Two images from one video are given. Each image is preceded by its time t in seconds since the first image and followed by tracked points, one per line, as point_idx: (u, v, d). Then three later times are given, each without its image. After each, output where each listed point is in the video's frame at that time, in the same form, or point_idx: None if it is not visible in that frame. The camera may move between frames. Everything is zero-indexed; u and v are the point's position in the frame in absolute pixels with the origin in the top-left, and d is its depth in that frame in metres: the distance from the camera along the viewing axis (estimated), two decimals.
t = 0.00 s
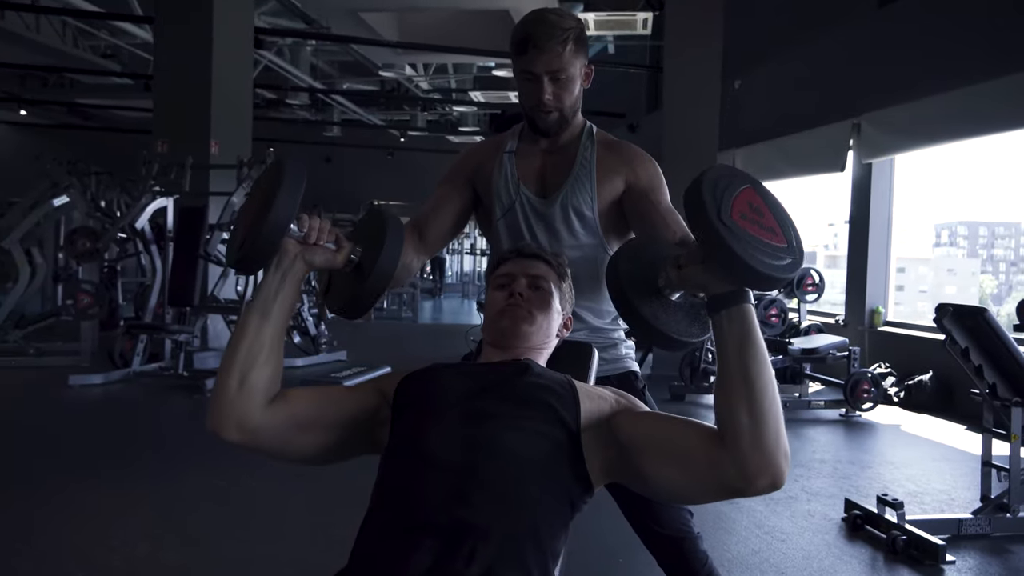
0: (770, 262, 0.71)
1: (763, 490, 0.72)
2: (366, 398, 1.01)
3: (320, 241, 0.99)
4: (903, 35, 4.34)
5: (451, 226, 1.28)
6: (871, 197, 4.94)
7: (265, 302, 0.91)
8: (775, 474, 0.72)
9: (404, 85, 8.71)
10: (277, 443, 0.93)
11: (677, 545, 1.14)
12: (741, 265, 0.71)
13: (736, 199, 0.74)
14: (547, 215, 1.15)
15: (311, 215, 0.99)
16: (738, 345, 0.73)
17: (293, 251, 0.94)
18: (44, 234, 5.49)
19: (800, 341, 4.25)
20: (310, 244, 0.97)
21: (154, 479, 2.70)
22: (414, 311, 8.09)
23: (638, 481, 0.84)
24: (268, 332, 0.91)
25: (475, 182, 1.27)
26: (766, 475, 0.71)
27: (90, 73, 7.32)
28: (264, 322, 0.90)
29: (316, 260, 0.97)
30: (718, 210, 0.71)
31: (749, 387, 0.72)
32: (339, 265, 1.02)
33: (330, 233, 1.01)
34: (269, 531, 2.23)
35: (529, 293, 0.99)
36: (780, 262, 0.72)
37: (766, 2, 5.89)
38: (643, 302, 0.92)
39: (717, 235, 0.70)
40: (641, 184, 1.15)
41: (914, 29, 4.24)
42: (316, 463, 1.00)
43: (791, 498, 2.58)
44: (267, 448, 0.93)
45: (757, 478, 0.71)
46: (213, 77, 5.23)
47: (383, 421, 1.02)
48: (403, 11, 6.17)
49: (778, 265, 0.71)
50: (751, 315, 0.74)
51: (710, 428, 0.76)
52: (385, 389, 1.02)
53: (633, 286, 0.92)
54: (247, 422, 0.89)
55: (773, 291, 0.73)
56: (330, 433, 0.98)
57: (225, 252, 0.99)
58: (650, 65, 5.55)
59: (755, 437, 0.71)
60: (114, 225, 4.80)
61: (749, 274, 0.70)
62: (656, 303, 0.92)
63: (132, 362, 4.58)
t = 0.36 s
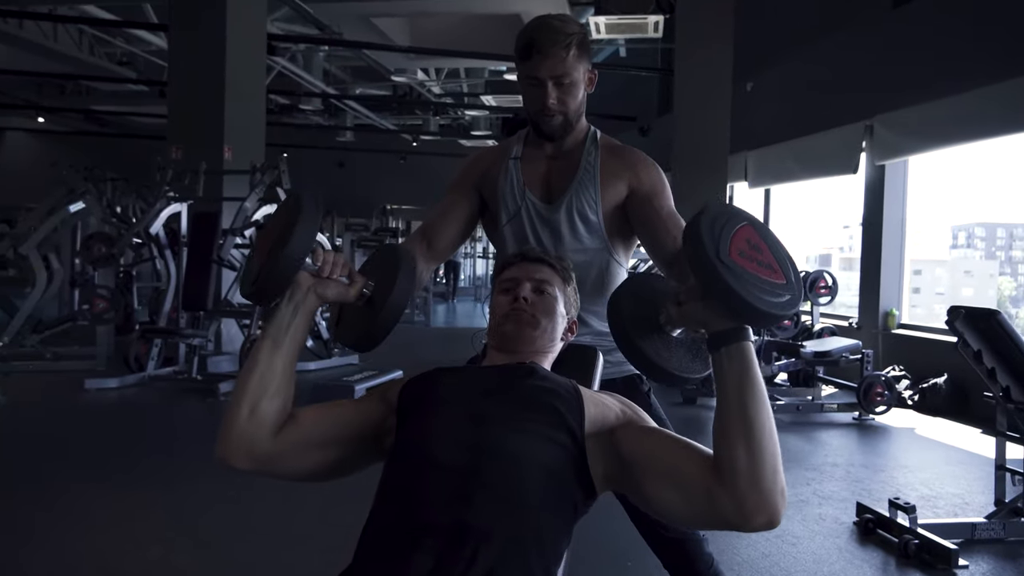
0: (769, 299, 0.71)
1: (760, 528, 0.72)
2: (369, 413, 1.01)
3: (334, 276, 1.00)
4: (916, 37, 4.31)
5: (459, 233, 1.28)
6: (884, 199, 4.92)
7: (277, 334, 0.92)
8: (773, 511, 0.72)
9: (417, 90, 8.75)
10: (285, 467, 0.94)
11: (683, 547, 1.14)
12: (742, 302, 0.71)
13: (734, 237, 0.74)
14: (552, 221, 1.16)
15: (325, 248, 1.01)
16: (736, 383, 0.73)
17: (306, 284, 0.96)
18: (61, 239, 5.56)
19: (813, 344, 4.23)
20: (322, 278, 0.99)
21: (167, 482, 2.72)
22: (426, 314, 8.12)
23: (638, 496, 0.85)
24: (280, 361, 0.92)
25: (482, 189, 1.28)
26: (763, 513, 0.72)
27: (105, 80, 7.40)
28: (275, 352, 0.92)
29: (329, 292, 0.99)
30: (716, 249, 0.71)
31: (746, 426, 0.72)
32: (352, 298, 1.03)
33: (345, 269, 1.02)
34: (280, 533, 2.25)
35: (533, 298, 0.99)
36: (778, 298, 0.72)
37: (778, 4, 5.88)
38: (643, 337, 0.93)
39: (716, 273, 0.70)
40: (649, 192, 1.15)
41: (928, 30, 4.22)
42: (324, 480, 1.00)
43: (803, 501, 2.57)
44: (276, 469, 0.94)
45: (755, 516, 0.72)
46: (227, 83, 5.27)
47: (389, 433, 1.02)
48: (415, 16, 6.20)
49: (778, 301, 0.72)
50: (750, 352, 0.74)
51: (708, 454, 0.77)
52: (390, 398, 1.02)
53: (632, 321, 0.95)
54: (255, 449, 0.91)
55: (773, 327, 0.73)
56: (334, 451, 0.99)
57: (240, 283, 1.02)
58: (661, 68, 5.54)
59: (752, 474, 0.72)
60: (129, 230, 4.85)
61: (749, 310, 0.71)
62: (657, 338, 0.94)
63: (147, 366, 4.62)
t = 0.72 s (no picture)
0: (771, 331, 0.71)
1: (757, 558, 0.73)
2: (378, 427, 1.01)
3: (347, 303, 1.03)
4: (929, 37, 4.29)
5: (468, 241, 1.30)
6: (898, 201, 4.90)
7: (291, 359, 0.94)
8: (770, 542, 0.73)
9: (429, 95, 8.80)
10: (298, 484, 0.95)
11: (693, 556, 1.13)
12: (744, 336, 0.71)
13: (734, 268, 0.74)
14: (559, 228, 1.17)
15: (339, 277, 1.03)
16: (736, 415, 0.74)
17: (321, 310, 0.98)
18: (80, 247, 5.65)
19: (826, 347, 4.21)
20: (337, 304, 1.01)
21: (183, 486, 2.75)
22: (440, 318, 8.15)
23: (640, 508, 0.86)
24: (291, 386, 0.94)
25: (491, 197, 1.29)
26: (760, 544, 0.73)
27: (122, 89, 7.51)
28: (289, 378, 0.93)
29: (342, 320, 1.01)
30: (717, 281, 0.72)
31: (745, 456, 0.73)
32: (365, 325, 1.05)
33: (358, 295, 1.04)
34: (293, 536, 2.27)
35: (540, 303, 1.00)
36: (780, 330, 0.72)
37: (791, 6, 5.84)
38: (647, 368, 0.91)
39: (716, 304, 0.71)
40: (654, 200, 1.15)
41: (942, 30, 4.19)
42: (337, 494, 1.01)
43: (816, 505, 2.56)
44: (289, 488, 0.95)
45: (752, 547, 0.73)
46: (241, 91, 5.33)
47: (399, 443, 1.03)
48: (427, 23, 6.24)
49: (777, 332, 0.72)
50: (751, 384, 0.75)
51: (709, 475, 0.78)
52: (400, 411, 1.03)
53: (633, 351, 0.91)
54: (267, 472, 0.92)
55: (770, 359, 0.73)
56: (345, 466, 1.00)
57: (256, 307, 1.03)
58: (673, 71, 5.55)
59: (752, 504, 0.73)
60: (146, 237, 4.91)
61: (750, 342, 0.71)
62: (657, 367, 0.92)
63: (163, 371, 4.68)
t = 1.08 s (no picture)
0: (766, 348, 0.72)
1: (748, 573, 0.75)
2: (380, 437, 1.03)
3: (352, 321, 1.02)
4: (939, 36, 4.27)
5: (473, 245, 1.31)
6: (907, 201, 4.88)
7: (297, 377, 0.96)
8: (761, 559, 0.75)
9: (438, 98, 8.82)
10: (305, 497, 0.98)
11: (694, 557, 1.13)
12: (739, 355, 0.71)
13: (727, 286, 0.76)
14: (562, 231, 1.18)
15: (345, 295, 1.03)
16: (730, 432, 0.74)
17: (326, 327, 0.98)
18: (92, 251, 5.69)
19: (836, 347, 4.19)
20: (342, 322, 1.00)
21: (193, 487, 2.77)
22: (449, 320, 8.16)
23: (636, 513, 0.87)
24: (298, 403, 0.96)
25: (495, 200, 1.30)
26: (751, 561, 0.74)
27: (133, 94, 7.56)
28: (295, 396, 0.95)
29: (348, 338, 1.01)
30: (710, 301, 0.73)
31: (739, 473, 0.74)
32: (370, 344, 1.03)
33: (363, 313, 1.03)
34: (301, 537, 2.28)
35: (542, 307, 1.01)
36: (774, 347, 0.73)
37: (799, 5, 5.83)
38: (640, 389, 0.87)
39: (710, 323, 0.72)
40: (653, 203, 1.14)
41: (953, 28, 4.16)
42: (340, 505, 1.03)
43: (824, 506, 2.55)
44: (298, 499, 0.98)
45: (744, 564, 0.74)
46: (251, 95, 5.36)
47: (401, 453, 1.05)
48: (435, 26, 6.26)
49: (771, 349, 0.72)
50: (745, 402, 0.75)
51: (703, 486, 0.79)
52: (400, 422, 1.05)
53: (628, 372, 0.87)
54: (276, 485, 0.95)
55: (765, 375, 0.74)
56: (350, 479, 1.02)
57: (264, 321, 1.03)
58: (680, 72, 5.54)
59: (744, 521, 0.74)
60: (157, 240, 4.94)
61: (744, 360, 0.71)
62: (652, 388, 0.87)
63: (174, 373, 4.71)
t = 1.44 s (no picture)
0: (757, 359, 0.72)
1: None
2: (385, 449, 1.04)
3: (358, 336, 1.02)
4: (947, 34, 4.25)
5: (477, 246, 1.31)
6: (917, 200, 4.86)
7: (305, 391, 0.98)
8: (756, 566, 0.76)
9: (445, 99, 8.83)
10: (314, 509, 0.99)
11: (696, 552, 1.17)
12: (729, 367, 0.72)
13: (720, 297, 0.75)
14: (564, 232, 1.19)
15: (350, 310, 1.03)
16: (725, 443, 0.75)
17: (331, 343, 0.99)
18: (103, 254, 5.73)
19: (845, 347, 4.17)
20: (347, 338, 1.01)
21: (203, 488, 2.78)
22: (458, 321, 8.17)
23: (636, 515, 0.88)
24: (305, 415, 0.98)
25: (498, 203, 1.30)
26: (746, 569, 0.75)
27: (143, 97, 7.62)
28: (301, 410, 0.97)
29: (353, 353, 1.01)
30: (701, 313, 0.72)
31: (734, 483, 0.75)
32: (375, 360, 1.04)
33: (368, 327, 1.04)
34: (309, 538, 2.29)
35: (543, 308, 1.01)
36: (766, 358, 0.73)
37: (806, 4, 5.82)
38: (634, 399, 0.87)
39: (699, 334, 0.71)
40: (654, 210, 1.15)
41: (961, 27, 4.14)
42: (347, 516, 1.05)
43: (833, 506, 2.54)
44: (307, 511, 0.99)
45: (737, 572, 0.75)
46: (258, 97, 5.39)
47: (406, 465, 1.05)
48: (442, 27, 6.27)
49: (763, 361, 0.73)
50: (740, 413, 0.76)
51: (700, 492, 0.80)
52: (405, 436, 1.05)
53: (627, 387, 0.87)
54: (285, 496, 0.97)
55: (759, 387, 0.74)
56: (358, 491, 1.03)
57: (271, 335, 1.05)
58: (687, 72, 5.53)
59: (738, 530, 0.75)
60: (166, 242, 4.97)
61: (736, 372, 0.72)
62: (647, 398, 0.88)
63: (184, 375, 4.73)
